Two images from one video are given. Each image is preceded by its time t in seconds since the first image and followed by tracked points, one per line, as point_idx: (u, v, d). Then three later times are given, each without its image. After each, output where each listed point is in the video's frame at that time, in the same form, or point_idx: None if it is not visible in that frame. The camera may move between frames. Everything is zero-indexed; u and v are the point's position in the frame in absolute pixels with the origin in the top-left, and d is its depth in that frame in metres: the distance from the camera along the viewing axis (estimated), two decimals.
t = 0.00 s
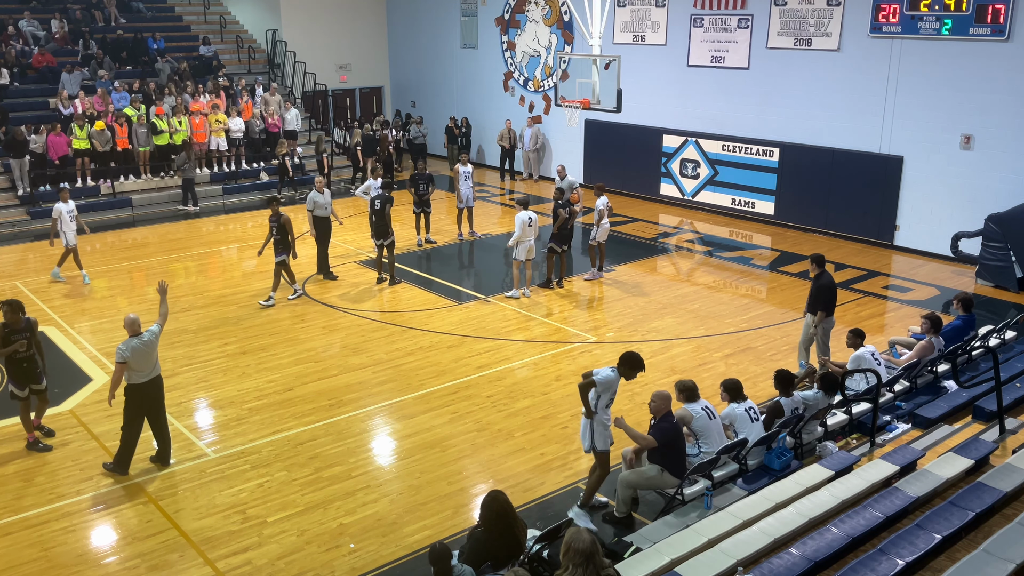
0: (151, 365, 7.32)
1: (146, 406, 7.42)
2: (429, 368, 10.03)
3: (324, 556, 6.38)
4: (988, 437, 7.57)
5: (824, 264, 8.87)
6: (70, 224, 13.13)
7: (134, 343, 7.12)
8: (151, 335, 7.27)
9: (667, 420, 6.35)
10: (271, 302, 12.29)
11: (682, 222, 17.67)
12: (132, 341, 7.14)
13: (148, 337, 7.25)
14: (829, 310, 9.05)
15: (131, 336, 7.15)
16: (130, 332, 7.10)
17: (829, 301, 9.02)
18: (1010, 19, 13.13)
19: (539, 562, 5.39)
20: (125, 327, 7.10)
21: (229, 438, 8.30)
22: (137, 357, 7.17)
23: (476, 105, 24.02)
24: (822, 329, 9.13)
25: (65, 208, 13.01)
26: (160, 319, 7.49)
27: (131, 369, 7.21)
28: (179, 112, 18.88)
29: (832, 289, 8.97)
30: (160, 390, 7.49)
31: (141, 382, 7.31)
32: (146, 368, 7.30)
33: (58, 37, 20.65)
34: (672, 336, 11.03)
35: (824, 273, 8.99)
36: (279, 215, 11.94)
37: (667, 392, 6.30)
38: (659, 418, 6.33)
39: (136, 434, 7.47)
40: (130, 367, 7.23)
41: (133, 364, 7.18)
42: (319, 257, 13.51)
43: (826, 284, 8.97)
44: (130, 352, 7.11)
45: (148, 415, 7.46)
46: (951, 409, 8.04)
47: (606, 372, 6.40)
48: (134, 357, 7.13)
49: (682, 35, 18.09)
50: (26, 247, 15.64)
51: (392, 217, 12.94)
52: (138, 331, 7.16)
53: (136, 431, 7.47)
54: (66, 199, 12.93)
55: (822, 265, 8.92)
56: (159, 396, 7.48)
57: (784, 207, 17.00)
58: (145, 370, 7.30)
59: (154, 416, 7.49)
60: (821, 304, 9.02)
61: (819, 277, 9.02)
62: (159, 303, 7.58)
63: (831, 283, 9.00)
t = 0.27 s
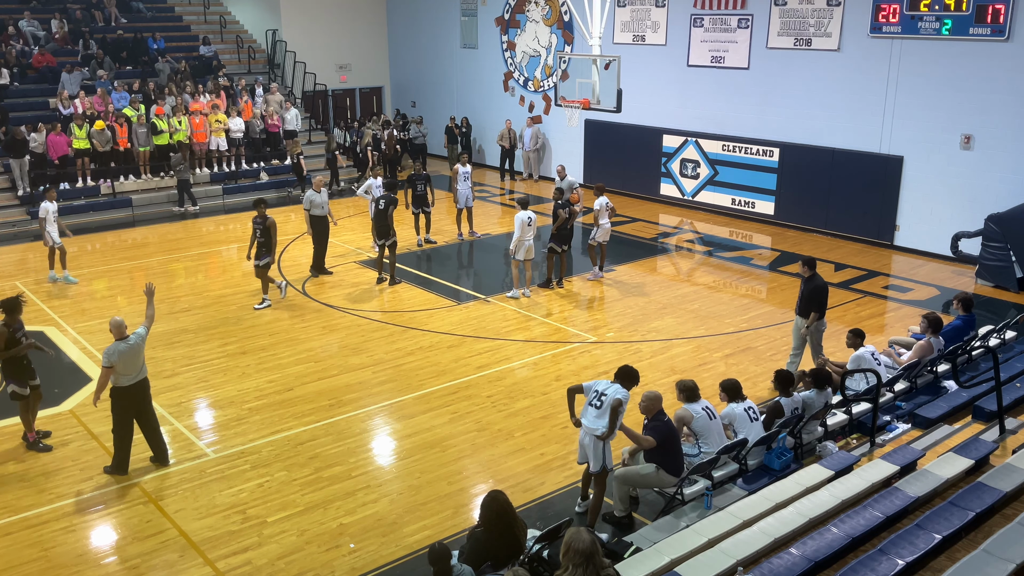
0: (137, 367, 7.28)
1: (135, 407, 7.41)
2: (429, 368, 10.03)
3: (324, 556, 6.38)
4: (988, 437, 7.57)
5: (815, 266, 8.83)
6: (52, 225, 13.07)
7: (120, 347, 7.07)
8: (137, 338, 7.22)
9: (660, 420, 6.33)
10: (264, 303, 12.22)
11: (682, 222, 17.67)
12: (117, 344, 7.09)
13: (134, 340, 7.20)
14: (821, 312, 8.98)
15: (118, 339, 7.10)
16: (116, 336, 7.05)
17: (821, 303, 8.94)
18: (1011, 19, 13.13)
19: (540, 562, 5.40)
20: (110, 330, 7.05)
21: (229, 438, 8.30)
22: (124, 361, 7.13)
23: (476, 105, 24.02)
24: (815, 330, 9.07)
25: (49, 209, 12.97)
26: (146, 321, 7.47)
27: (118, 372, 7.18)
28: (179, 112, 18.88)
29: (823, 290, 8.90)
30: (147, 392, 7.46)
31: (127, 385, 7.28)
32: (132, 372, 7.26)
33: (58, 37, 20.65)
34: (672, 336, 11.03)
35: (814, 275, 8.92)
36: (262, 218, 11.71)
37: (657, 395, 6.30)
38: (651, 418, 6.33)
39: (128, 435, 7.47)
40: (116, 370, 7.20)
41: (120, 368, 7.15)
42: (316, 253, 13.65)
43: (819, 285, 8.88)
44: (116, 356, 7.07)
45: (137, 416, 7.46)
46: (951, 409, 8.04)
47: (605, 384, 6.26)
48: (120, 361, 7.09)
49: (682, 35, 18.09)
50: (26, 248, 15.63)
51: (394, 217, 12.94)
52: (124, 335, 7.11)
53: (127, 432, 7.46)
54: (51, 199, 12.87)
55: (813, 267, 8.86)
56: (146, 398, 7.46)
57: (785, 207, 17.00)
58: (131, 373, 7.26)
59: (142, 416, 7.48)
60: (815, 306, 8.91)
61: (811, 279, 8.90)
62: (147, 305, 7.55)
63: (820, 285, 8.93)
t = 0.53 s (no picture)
0: (126, 369, 7.27)
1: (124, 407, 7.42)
2: (429, 368, 10.03)
3: (324, 556, 6.37)
4: (988, 437, 7.57)
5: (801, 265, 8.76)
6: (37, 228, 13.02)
7: (110, 350, 7.05)
8: (125, 339, 7.20)
9: (652, 420, 6.33)
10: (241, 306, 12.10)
11: (682, 222, 17.67)
12: (106, 347, 7.07)
13: (122, 341, 7.18)
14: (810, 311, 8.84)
15: (106, 343, 7.06)
16: (104, 339, 7.03)
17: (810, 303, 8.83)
18: (1011, 19, 13.13)
19: (539, 561, 5.40)
20: (97, 334, 7.01)
21: (229, 438, 8.30)
22: (114, 363, 7.12)
23: (476, 105, 24.02)
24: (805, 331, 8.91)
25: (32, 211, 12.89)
26: (133, 323, 7.49)
27: (107, 374, 7.16)
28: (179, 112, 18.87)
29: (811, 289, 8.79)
30: (134, 393, 7.46)
31: (117, 387, 7.28)
32: (120, 374, 7.25)
33: (59, 37, 20.65)
34: (672, 336, 11.03)
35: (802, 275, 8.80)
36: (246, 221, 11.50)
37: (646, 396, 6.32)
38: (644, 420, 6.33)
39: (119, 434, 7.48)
40: (106, 373, 7.18)
41: (110, 370, 7.13)
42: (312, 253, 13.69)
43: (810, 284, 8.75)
44: (107, 359, 7.04)
45: (126, 417, 7.47)
46: (951, 409, 8.04)
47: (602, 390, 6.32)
48: (111, 364, 7.08)
49: (682, 35, 18.09)
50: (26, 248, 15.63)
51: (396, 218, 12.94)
52: (111, 337, 7.08)
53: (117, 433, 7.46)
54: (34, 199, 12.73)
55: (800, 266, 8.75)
56: (134, 399, 7.47)
57: (785, 207, 17.00)
58: (120, 375, 7.25)
59: (130, 417, 7.50)
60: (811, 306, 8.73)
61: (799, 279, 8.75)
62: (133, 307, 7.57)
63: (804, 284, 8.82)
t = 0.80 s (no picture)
0: (120, 369, 7.27)
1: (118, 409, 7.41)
2: (429, 368, 10.03)
3: (324, 556, 6.38)
4: (988, 437, 7.57)
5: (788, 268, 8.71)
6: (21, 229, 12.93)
7: (105, 351, 7.03)
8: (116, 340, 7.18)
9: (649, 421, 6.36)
10: (225, 311, 11.92)
11: (682, 222, 17.67)
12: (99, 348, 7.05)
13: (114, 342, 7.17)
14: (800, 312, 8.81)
15: (99, 345, 7.04)
16: (97, 340, 7.01)
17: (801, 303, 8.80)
18: (1010, 19, 13.13)
19: (540, 561, 5.41)
20: (89, 336, 6.98)
21: (229, 438, 8.30)
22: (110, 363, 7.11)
23: (476, 105, 24.02)
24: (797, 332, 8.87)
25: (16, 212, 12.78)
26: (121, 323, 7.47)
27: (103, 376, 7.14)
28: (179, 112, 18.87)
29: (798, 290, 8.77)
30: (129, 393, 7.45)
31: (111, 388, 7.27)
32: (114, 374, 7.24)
33: (59, 37, 20.66)
34: (672, 336, 11.03)
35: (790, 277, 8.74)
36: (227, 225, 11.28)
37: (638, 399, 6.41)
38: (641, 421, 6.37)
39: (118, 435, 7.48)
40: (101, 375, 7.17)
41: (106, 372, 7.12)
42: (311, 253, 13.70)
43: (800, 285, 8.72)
44: (103, 360, 7.03)
45: (121, 418, 7.46)
46: (951, 409, 8.04)
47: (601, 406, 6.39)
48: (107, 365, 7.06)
49: (682, 35, 18.09)
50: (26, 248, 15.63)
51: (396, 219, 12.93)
52: (104, 339, 7.07)
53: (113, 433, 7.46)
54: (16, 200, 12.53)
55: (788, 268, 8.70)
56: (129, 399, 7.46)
57: (785, 207, 17.00)
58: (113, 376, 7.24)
59: (126, 417, 7.49)
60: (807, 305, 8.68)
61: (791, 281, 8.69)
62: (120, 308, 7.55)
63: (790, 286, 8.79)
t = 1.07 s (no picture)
0: (117, 368, 7.27)
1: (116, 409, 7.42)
2: (429, 368, 10.03)
3: (324, 556, 6.38)
4: (988, 437, 7.57)
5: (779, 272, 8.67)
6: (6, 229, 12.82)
7: (100, 351, 7.03)
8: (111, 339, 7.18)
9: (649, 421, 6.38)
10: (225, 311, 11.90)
11: (682, 222, 17.67)
12: (94, 348, 7.05)
13: (110, 341, 7.16)
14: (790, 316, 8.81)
15: (94, 344, 7.03)
16: (91, 340, 7.01)
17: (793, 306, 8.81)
18: (1010, 19, 13.13)
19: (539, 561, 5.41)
20: (83, 336, 6.99)
21: (229, 437, 8.30)
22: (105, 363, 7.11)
23: (476, 105, 24.02)
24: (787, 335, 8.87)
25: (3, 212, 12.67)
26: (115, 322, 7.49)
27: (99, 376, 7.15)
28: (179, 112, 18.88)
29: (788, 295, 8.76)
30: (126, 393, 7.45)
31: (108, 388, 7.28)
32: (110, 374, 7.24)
33: (59, 37, 20.65)
34: (672, 336, 11.03)
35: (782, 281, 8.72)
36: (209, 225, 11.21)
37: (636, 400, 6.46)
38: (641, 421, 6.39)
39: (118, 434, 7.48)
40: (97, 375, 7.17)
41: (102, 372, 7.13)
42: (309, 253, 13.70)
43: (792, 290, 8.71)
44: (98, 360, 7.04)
45: (119, 418, 7.46)
46: (951, 409, 8.04)
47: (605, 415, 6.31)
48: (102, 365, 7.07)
49: (682, 35, 18.09)
50: (26, 248, 15.64)
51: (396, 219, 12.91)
52: (99, 339, 7.06)
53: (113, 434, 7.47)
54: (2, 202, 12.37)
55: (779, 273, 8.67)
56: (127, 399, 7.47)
57: (785, 207, 17.00)
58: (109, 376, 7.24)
59: (124, 417, 7.50)
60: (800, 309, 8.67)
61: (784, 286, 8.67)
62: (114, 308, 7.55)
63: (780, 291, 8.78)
